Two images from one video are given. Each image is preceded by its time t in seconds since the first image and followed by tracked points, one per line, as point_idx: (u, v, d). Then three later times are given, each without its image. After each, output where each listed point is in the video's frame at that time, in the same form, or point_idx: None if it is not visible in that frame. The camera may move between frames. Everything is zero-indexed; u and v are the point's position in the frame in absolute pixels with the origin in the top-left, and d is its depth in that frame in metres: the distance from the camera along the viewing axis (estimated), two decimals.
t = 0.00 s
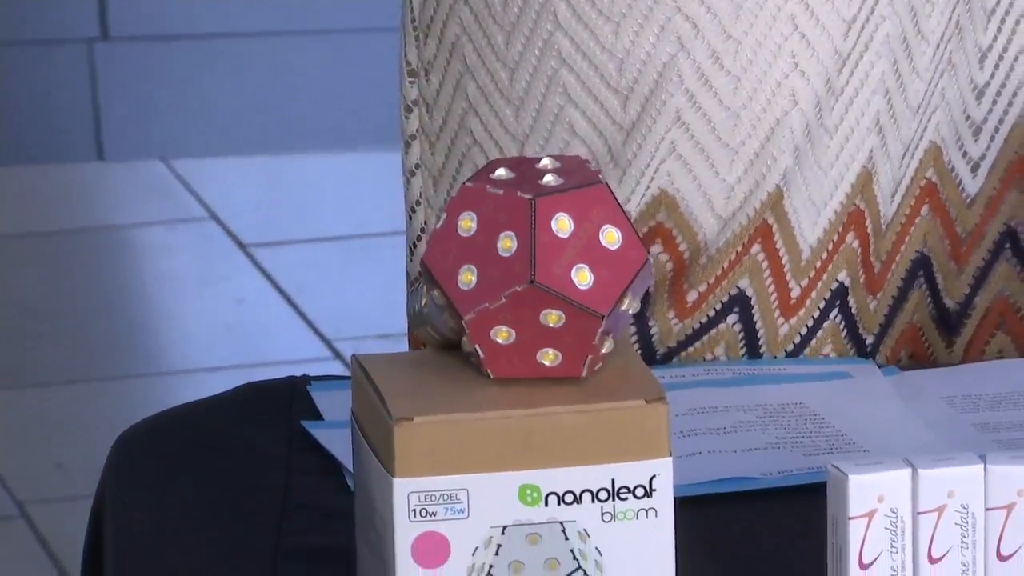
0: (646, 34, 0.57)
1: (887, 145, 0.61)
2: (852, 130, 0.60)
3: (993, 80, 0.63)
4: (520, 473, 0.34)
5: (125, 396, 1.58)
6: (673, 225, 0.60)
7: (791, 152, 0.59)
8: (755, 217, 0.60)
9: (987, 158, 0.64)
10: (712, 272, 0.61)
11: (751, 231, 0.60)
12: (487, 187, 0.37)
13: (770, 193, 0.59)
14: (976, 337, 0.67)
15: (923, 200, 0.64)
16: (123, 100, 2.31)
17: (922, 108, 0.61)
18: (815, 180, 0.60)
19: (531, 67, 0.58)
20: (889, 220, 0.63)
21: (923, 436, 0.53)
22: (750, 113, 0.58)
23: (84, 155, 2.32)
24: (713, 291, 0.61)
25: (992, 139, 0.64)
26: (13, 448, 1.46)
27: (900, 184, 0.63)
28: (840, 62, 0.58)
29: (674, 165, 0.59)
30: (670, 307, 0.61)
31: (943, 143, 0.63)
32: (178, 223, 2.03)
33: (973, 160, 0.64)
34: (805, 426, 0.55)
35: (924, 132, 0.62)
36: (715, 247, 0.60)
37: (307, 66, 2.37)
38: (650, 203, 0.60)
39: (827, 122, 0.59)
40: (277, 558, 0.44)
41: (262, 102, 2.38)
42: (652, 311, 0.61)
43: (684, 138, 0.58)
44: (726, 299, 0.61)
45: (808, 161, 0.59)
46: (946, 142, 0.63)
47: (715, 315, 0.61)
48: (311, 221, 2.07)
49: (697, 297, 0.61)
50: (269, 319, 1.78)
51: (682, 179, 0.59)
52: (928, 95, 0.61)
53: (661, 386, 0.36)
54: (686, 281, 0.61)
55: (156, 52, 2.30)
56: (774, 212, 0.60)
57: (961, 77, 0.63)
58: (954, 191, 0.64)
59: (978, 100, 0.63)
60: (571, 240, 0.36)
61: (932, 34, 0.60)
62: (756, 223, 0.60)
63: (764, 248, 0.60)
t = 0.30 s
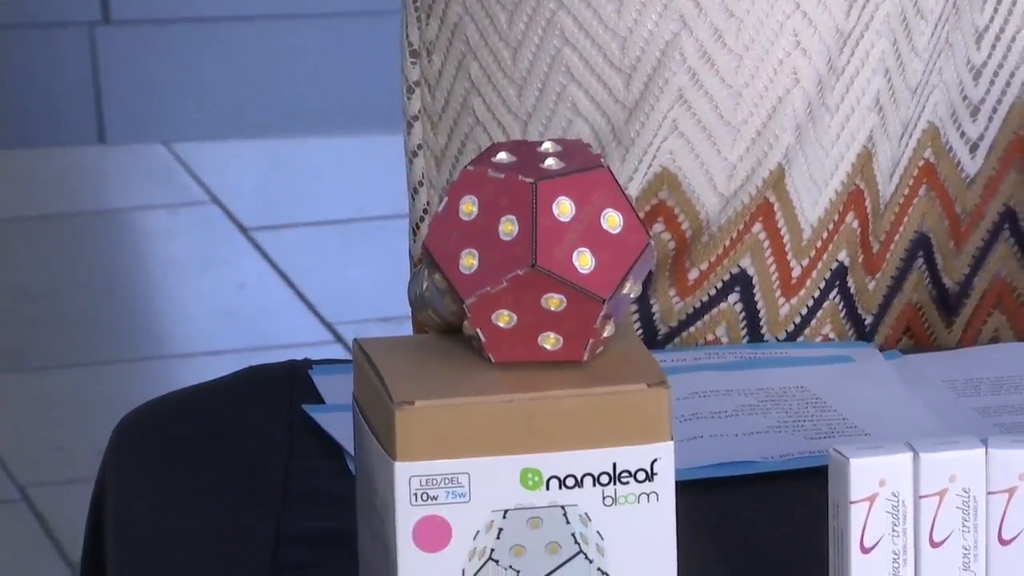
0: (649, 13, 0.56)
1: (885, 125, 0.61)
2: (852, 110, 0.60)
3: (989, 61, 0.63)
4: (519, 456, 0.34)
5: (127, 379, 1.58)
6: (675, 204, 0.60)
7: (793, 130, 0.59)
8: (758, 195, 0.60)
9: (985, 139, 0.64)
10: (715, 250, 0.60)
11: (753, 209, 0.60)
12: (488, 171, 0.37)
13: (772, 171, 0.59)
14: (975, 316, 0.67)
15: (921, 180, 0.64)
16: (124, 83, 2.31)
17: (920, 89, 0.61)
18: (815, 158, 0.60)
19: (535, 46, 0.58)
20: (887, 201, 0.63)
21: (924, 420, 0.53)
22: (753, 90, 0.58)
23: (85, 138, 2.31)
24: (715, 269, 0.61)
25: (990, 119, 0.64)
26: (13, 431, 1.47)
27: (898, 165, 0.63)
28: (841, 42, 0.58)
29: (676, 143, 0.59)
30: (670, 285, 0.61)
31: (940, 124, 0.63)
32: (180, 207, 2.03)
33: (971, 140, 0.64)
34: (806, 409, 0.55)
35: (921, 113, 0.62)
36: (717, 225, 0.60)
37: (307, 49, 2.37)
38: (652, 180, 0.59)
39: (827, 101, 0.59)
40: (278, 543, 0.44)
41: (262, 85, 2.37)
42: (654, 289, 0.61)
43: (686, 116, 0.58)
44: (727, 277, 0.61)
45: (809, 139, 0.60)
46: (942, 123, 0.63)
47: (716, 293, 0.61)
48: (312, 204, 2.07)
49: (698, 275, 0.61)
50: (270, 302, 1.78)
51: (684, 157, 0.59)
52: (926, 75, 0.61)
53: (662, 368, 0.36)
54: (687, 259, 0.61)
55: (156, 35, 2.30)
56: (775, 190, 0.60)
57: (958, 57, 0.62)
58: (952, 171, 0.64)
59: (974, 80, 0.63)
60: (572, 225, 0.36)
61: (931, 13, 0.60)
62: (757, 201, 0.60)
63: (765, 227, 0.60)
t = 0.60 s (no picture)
0: None
1: (892, 111, 0.61)
2: (859, 95, 0.60)
3: (999, 47, 0.62)
4: (520, 440, 0.34)
5: (129, 363, 1.58)
6: (681, 187, 0.60)
7: (800, 115, 0.59)
8: (764, 179, 0.60)
9: (995, 125, 0.63)
10: (720, 234, 0.61)
11: (758, 194, 0.60)
12: (490, 155, 0.37)
13: (778, 156, 0.59)
14: (984, 302, 0.66)
15: (930, 166, 0.63)
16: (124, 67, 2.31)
17: (927, 76, 0.61)
18: (822, 143, 0.60)
19: (543, 29, 0.58)
20: (895, 187, 0.63)
21: (926, 404, 0.53)
22: (760, 75, 0.58)
23: (87, 122, 2.31)
24: (719, 252, 0.61)
25: (1000, 104, 0.63)
26: (15, 415, 1.47)
27: (905, 150, 0.63)
28: (849, 27, 0.58)
29: (683, 127, 0.59)
30: (675, 269, 0.61)
31: (948, 110, 0.63)
32: (181, 190, 2.03)
33: (980, 126, 0.63)
34: (808, 393, 0.55)
35: (929, 100, 0.62)
36: (722, 209, 0.60)
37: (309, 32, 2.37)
38: (658, 164, 0.59)
39: (835, 86, 0.59)
40: (279, 527, 0.44)
41: (263, 69, 2.37)
42: (658, 271, 0.61)
43: (694, 100, 0.58)
44: (731, 260, 0.61)
45: (816, 124, 0.60)
46: (951, 109, 0.63)
47: (719, 277, 0.61)
48: (313, 187, 2.07)
49: (702, 259, 0.61)
50: (272, 286, 1.78)
51: (691, 140, 0.59)
52: (933, 61, 0.61)
53: (663, 353, 0.36)
54: (691, 243, 0.61)
55: (157, 19, 2.29)
56: (782, 174, 0.60)
57: (967, 43, 0.62)
58: (961, 158, 0.64)
59: (984, 66, 0.62)
60: (573, 209, 0.36)
61: None
62: (762, 185, 0.60)
63: (770, 211, 0.61)
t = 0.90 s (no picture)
0: None
1: (909, 98, 0.61)
2: (877, 82, 0.59)
3: (1017, 36, 0.62)
4: (526, 421, 0.34)
5: (134, 343, 1.58)
6: (696, 170, 0.60)
7: (816, 101, 0.59)
8: (778, 164, 0.60)
9: (1014, 113, 0.64)
10: (732, 219, 0.61)
11: (771, 179, 0.60)
12: (495, 136, 0.37)
13: (793, 141, 0.59)
14: (999, 289, 0.67)
15: (947, 154, 0.64)
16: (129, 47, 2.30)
17: (943, 64, 0.61)
18: (838, 130, 0.60)
19: (562, 11, 0.59)
20: (910, 174, 0.63)
21: (932, 386, 0.53)
22: (778, 61, 0.58)
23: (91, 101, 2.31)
24: (730, 237, 0.61)
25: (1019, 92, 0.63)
26: (21, 395, 1.47)
27: (921, 138, 0.63)
28: (869, 14, 0.58)
29: (699, 111, 0.59)
30: (686, 252, 0.61)
31: (967, 97, 0.63)
32: (186, 170, 2.03)
33: (998, 114, 0.64)
34: (813, 374, 0.55)
35: (945, 88, 0.62)
36: (736, 193, 0.61)
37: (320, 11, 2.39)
38: (674, 147, 0.60)
39: (852, 72, 0.59)
40: (282, 507, 0.44)
41: (269, 50, 2.37)
42: (670, 254, 0.62)
43: (710, 85, 0.58)
44: (742, 244, 0.61)
45: (831, 110, 0.59)
46: (969, 96, 0.63)
47: (729, 260, 0.61)
48: (319, 168, 2.07)
49: (714, 243, 0.61)
50: (277, 266, 1.78)
51: (707, 125, 0.59)
52: (950, 49, 0.61)
53: (668, 334, 0.36)
54: (704, 226, 0.61)
55: None
56: (796, 160, 0.60)
57: (986, 30, 0.62)
58: (979, 144, 0.64)
59: (1002, 54, 0.63)
60: (579, 190, 0.36)
61: None
62: (776, 171, 0.60)
63: (783, 196, 0.61)
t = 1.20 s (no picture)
0: None
1: (927, 88, 0.61)
2: (895, 73, 0.59)
3: None
4: (530, 402, 0.34)
5: (137, 324, 1.59)
6: (712, 158, 0.60)
7: (834, 92, 0.58)
8: (793, 153, 0.60)
9: None
10: (745, 207, 0.61)
11: (786, 167, 0.60)
12: (499, 118, 0.37)
13: (810, 131, 0.59)
14: (1015, 276, 0.67)
15: (965, 143, 0.63)
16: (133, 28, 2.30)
17: (960, 54, 0.61)
18: (855, 119, 0.60)
19: None
20: (926, 164, 0.63)
21: (936, 368, 0.53)
22: (797, 51, 0.57)
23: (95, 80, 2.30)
24: (741, 225, 0.61)
25: None
26: (25, 375, 1.48)
27: (938, 128, 0.63)
28: (889, 5, 0.57)
29: (718, 101, 0.59)
30: (698, 238, 0.62)
31: (985, 87, 0.63)
32: (189, 150, 2.02)
33: (1016, 103, 0.63)
34: (817, 355, 0.55)
35: (963, 78, 0.62)
36: (751, 182, 0.60)
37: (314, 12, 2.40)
38: (691, 137, 0.59)
39: (871, 63, 0.58)
40: (288, 488, 0.44)
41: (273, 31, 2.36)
42: (681, 242, 0.62)
43: (729, 75, 0.58)
44: (753, 230, 0.61)
45: (849, 100, 0.59)
46: (988, 87, 0.63)
47: (739, 245, 0.62)
48: (323, 148, 2.07)
49: (727, 229, 0.61)
50: (280, 248, 1.79)
51: (724, 113, 0.59)
52: (967, 39, 0.61)
53: (672, 315, 0.35)
54: (717, 214, 0.61)
55: None
56: (811, 150, 0.60)
57: (1004, 20, 0.62)
58: (997, 133, 0.64)
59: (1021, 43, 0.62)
60: (582, 171, 0.35)
61: None
62: (791, 161, 0.60)
63: (797, 184, 0.60)
